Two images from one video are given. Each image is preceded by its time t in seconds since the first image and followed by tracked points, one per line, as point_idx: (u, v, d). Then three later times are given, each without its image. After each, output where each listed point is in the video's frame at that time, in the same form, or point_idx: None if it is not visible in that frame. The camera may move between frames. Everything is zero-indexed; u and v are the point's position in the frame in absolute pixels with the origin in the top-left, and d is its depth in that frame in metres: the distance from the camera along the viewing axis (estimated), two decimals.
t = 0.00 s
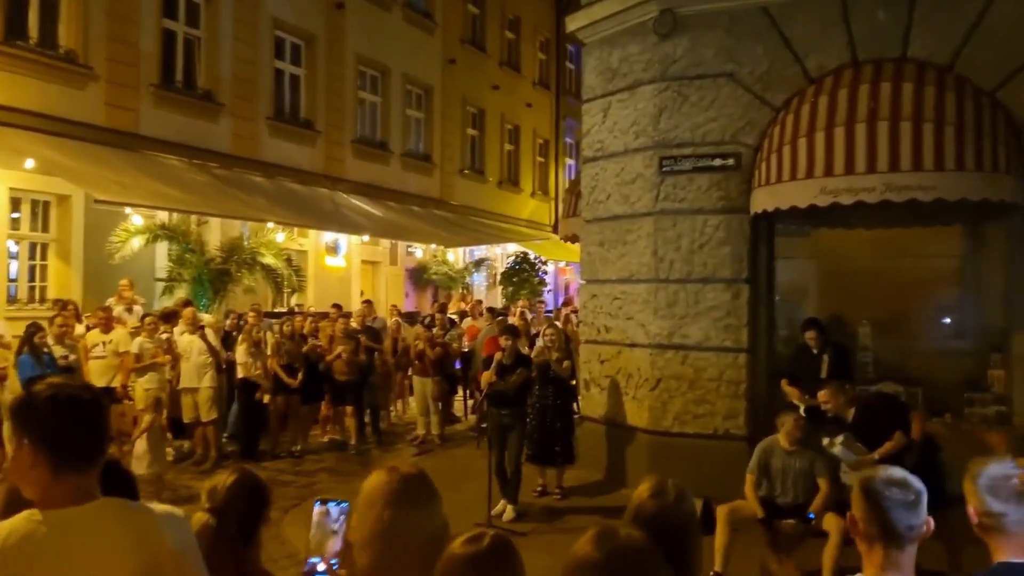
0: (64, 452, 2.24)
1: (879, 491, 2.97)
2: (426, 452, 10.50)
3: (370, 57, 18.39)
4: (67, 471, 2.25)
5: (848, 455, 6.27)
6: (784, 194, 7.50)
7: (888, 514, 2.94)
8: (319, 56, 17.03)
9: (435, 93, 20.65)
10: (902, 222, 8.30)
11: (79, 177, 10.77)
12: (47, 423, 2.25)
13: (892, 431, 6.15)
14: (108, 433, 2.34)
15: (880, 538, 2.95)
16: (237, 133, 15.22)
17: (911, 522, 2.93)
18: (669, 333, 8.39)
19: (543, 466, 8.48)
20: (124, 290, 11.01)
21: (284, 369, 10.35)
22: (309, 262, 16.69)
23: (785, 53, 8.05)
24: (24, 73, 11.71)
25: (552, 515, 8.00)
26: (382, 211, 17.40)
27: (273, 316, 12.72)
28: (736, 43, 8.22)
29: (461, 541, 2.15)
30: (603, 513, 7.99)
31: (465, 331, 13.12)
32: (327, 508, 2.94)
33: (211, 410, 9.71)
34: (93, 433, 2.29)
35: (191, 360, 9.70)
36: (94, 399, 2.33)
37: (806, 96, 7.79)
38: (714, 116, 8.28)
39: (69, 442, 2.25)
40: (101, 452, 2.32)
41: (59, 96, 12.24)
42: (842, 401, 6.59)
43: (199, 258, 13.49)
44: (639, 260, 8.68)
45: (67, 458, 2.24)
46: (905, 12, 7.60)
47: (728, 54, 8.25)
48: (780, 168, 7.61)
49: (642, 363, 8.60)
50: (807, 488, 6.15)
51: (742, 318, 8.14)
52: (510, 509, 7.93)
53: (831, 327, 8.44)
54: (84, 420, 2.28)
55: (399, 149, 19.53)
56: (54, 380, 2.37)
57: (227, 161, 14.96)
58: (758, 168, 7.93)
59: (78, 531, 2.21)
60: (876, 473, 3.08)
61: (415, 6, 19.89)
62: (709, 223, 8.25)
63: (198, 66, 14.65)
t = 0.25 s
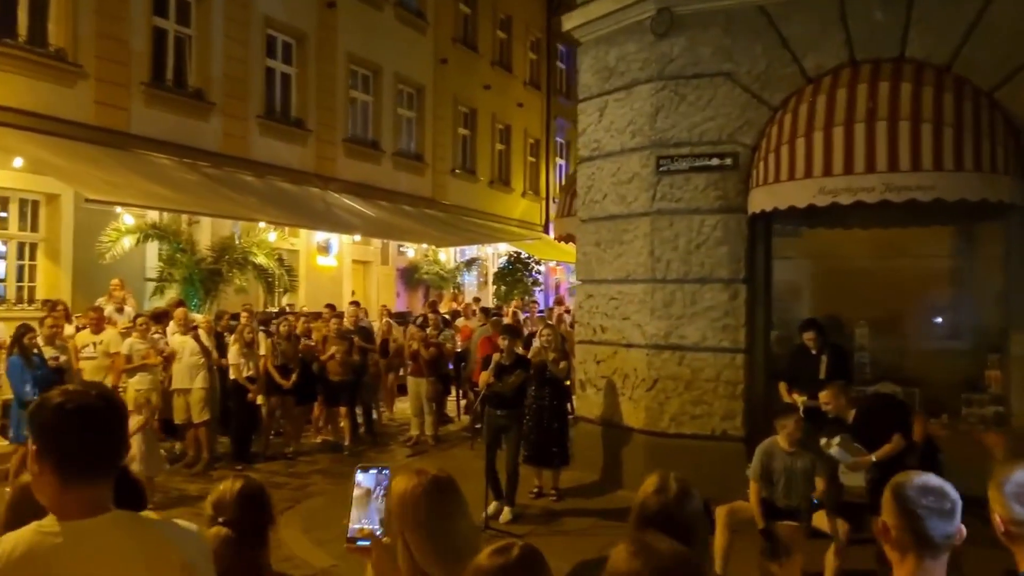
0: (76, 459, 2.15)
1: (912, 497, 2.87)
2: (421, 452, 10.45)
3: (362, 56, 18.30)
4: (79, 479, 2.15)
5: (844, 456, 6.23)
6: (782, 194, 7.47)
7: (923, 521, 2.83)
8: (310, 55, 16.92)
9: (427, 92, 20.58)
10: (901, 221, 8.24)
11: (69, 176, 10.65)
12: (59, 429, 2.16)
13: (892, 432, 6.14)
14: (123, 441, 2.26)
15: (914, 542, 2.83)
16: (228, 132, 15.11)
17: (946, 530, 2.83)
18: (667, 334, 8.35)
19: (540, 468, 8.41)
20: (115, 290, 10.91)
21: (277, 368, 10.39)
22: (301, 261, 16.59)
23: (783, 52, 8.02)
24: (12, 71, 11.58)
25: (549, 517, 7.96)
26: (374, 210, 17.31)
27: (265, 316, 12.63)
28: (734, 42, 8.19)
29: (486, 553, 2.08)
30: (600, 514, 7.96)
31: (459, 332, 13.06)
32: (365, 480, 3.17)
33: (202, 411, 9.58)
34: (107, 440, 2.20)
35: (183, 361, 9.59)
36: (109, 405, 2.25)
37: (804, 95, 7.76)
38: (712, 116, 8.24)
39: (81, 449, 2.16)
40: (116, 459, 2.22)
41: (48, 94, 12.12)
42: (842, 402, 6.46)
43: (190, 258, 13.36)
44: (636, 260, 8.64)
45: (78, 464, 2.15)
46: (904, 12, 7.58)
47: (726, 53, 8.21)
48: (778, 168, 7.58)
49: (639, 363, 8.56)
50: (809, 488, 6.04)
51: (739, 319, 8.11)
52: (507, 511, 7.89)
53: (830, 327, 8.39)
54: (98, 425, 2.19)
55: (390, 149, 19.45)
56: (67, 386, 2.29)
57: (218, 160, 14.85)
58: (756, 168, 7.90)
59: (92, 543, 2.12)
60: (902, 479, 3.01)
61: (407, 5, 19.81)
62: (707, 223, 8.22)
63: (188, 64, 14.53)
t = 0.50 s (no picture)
0: (92, 465, 2.08)
1: (945, 502, 2.87)
2: (416, 452, 10.40)
3: (352, 54, 18.20)
4: (94, 486, 2.08)
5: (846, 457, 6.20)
6: (779, 193, 7.45)
7: (957, 527, 2.83)
8: (301, 52, 16.82)
9: (417, 90, 20.50)
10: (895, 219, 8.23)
11: (59, 175, 10.54)
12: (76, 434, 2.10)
13: (893, 434, 6.04)
14: (143, 448, 2.18)
15: (950, 549, 2.82)
16: (218, 130, 15.01)
17: (981, 535, 2.83)
18: (664, 332, 8.33)
19: (537, 468, 8.39)
20: (107, 290, 10.84)
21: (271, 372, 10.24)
22: (292, 261, 16.52)
23: (780, 50, 8.01)
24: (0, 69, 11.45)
25: (547, 517, 7.93)
26: (365, 208, 17.23)
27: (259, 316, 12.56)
28: (731, 41, 8.16)
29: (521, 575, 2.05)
30: (598, 515, 7.93)
31: (452, 331, 13.01)
32: (388, 454, 3.21)
33: (197, 412, 9.51)
34: (125, 446, 2.13)
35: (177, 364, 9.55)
36: (130, 409, 2.18)
37: (802, 93, 7.75)
38: (708, 114, 8.22)
39: (97, 455, 2.09)
40: (136, 466, 2.14)
41: (36, 91, 11.98)
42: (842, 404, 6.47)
43: (181, 257, 13.25)
44: (633, 258, 8.62)
45: (94, 472, 2.08)
46: (900, 11, 7.57)
47: (722, 51, 8.19)
48: (775, 166, 7.57)
49: (636, 362, 8.53)
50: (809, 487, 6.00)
51: (737, 317, 8.09)
52: (506, 512, 7.83)
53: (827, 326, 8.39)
54: (115, 430, 2.12)
55: (381, 147, 19.37)
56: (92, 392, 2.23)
57: (208, 158, 14.74)
58: (753, 166, 7.89)
59: (111, 555, 2.04)
60: (933, 483, 3.01)
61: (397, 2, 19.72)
62: (704, 221, 8.20)
63: (178, 61, 14.40)
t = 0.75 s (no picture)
0: (120, 475, 2.06)
1: (975, 506, 2.83)
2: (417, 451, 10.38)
3: (349, 52, 18.16)
4: (123, 496, 2.07)
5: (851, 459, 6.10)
6: (781, 190, 7.43)
7: (986, 531, 2.79)
8: (298, 51, 16.77)
9: (414, 88, 20.46)
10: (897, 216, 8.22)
11: (56, 173, 10.48)
12: (104, 442, 2.07)
13: (899, 438, 6.02)
14: (162, 454, 2.17)
15: (977, 554, 2.80)
16: (215, 129, 14.95)
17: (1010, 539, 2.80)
18: (666, 330, 8.31)
19: (540, 467, 8.33)
20: (105, 289, 10.81)
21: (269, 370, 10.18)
22: (290, 260, 16.48)
23: (781, 47, 7.99)
24: None
25: (550, 516, 7.91)
26: (363, 207, 17.19)
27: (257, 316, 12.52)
28: (732, 38, 8.14)
29: None
30: (601, 514, 7.91)
31: (452, 330, 12.98)
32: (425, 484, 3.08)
33: (197, 412, 9.48)
34: (153, 456, 2.12)
35: (175, 364, 9.50)
36: (147, 416, 2.15)
37: (803, 90, 7.73)
38: (709, 111, 8.20)
39: (127, 465, 2.07)
40: (155, 472, 2.13)
41: (33, 90, 11.92)
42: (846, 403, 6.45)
43: (179, 256, 13.20)
44: (634, 256, 8.59)
45: (123, 482, 2.06)
46: (902, 7, 7.55)
47: (724, 48, 8.17)
48: (777, 163, 7.55)
49: (637, 361, 8.51)
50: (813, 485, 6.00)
51: (738, 315, 8.07)
52: (509, 512, 7.79)
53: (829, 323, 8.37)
54: (144, 440, 2.11)
55: (378, 145, 19.33)
56: (115, 393, 2.21)
57: (205, 157, 14.69)
58: (755, 164, 7.87)
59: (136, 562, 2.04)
60: (963, 480, 2.99)
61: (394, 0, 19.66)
62: (705, 219, 8.18)
63: (175, 59, 14.34)
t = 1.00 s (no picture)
0: (130, 481, 2.02)
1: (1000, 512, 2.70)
2: (417, 450, 10.36)
3: (348, 50, 18.12)
4: (136, 501, 2.04)
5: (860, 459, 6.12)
6: (785, 187, 7.41)
7: (1010, 539, 2.66)
8: (296, 49, 16.73)
9: (413, 86, 20.42)
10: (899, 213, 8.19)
11: (55, 172, 10.45)
12: (104, 450, 2.00)
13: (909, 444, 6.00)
14: (156, 454, 2.10)
15: (1000, 563, 2.65)
16: (214, 127, 14.91)
17: None
18: (668, 328, 8.29)
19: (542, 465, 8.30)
20: (105, 288, 10.77)
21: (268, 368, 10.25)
22: (289, 258, 16.45)
23: (784, 44, 7.96)
24: None
25: (552, 515, 7.89)
26: (362, 205, 17.15)
27: (257, 314, 12.49)
28: (734, 34, 8.11)
29: None
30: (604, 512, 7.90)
31: (451, 328, 12.95)
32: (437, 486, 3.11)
33: (197, 412, 9.44)
34: (151, 458, 2.06)
35: (176, 362, 9.44)
36: (137, 423, 2.06)
37: (806, 87, 7.71)
38: (711, 108, 8.18)
39: (132, 470, 2.02)
40: (154, 475, 2.08)
41: (32, 89, 11.88)
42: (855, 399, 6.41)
43: (179, 255, 13.17)
44: (636, 254, 8.57)
45: (130, 489, 2.02)
46: (905, 4, 7.52)
47: (725, 45, 8.14)
48: (780, 160, 7.52)
49: (639, 359, 8.48)
50: (814, 484, 5.99)
51: (741, 313, 8.05)
52: (512, 511, 7.76)
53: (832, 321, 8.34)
54: (141, 443, 2.05)
55: (377, 143, 19.30)
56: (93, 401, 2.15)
57: (204, 156, 14.65)
58: (756, 161, 7.84)
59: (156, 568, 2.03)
60: (989, 485, 2.86)
61: None
62: (707, 216, 8.15)
63: (173, 58, 14.30)
